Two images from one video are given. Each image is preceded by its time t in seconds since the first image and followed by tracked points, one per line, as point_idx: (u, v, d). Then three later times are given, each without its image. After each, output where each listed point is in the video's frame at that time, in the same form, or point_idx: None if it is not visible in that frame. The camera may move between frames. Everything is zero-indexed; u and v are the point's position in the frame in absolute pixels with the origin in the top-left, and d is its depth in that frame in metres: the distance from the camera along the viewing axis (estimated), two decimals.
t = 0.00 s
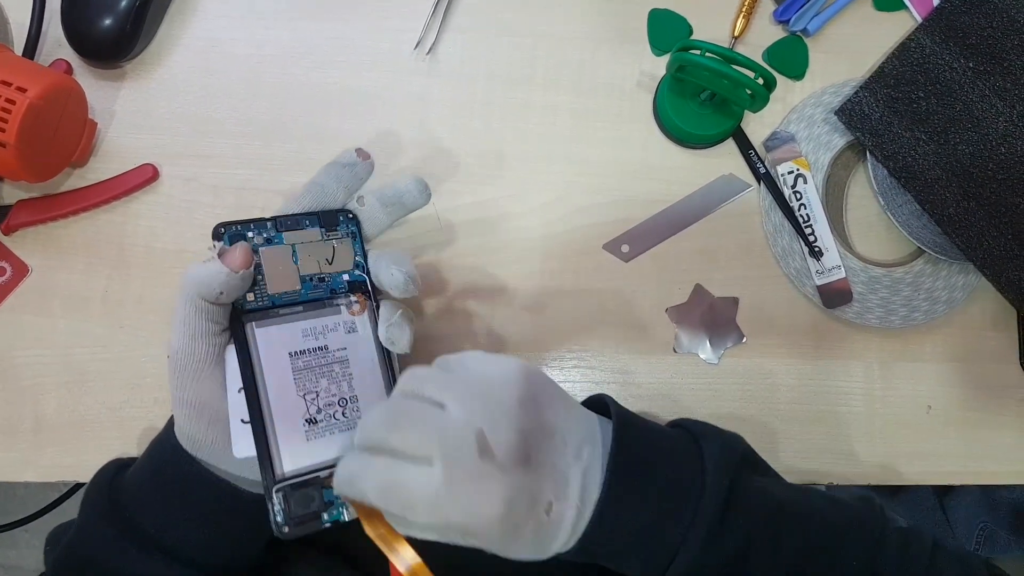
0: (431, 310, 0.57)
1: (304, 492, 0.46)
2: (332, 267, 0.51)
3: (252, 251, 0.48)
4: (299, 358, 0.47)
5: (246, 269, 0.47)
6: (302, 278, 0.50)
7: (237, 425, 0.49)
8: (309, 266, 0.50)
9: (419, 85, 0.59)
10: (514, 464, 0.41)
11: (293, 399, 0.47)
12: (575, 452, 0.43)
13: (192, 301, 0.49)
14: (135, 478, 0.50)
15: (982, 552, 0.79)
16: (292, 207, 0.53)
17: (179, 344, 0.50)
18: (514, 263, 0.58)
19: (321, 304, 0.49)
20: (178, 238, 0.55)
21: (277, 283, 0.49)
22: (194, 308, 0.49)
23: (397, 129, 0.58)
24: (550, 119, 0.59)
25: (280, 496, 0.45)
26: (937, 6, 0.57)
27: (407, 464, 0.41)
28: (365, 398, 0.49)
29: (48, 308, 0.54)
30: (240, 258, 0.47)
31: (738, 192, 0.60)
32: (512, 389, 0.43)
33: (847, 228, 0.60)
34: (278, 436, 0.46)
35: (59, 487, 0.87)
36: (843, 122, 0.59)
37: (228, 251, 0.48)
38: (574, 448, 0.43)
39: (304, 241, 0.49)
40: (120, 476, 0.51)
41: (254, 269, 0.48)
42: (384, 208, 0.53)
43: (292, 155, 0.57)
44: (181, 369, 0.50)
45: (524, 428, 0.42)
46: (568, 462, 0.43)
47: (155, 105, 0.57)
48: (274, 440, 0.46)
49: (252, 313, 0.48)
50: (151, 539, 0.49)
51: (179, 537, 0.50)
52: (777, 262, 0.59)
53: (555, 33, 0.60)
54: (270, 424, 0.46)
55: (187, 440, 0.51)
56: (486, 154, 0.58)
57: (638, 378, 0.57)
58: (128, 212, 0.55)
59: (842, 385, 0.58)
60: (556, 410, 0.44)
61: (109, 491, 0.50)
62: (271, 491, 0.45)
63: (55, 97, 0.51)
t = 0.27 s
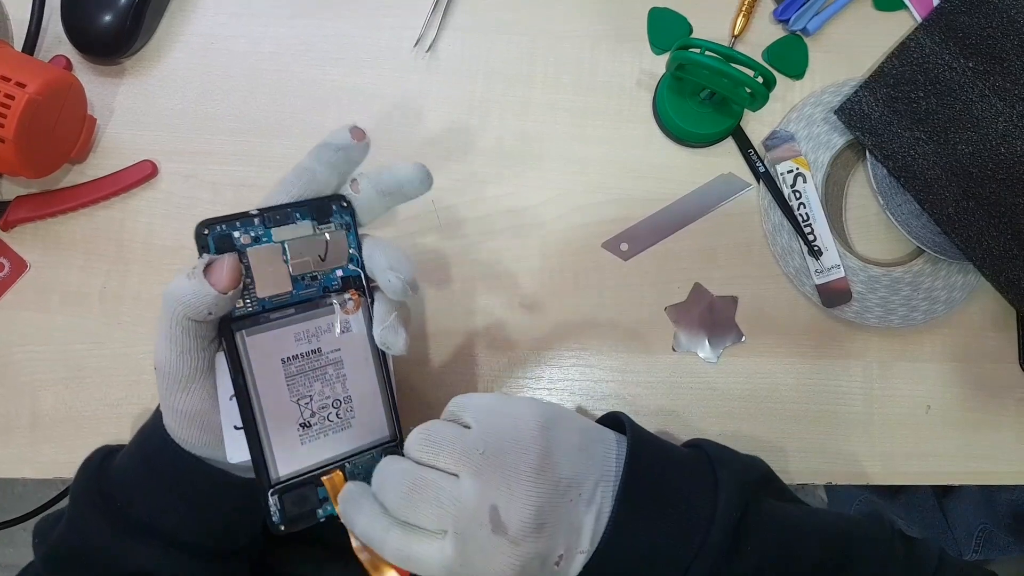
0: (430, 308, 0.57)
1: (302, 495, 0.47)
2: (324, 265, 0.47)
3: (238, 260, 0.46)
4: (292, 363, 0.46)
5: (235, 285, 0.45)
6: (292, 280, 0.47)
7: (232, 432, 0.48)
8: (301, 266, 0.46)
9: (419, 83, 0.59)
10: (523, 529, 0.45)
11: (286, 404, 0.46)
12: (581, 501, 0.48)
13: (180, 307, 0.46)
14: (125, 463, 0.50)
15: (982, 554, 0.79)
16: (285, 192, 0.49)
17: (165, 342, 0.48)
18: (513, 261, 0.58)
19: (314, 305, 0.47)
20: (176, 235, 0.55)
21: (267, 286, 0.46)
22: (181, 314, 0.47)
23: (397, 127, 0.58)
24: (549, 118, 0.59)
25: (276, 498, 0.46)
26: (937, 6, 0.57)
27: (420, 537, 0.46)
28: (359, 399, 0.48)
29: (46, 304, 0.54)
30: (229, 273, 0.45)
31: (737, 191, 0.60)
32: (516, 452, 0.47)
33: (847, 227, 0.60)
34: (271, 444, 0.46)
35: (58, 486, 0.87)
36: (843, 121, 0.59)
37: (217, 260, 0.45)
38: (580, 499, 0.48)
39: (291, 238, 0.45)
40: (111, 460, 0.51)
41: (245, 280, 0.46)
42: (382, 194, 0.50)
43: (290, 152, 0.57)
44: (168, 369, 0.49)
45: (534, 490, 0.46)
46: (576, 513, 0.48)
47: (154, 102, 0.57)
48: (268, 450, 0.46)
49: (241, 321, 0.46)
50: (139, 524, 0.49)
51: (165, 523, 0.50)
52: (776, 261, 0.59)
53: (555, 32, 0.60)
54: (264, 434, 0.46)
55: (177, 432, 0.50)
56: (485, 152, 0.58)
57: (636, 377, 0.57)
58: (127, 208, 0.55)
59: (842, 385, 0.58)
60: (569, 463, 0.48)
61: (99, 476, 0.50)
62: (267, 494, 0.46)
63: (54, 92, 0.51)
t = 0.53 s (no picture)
0: (429, 306, 0.57)
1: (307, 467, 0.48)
2: (316, 242, 0.46)
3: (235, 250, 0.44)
4: (289, 343, 0.45)
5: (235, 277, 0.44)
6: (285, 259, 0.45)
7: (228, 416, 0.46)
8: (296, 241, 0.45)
9: (419, 82, 0.58)
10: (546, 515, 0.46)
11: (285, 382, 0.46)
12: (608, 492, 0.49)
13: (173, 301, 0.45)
14: (106, 443, 0.49)
15: (981, 557, 0.79)
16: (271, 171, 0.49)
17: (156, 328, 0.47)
18: (512, 261, 0.58)
19: (308, 284, 0.46)
20: (175, 232, 0.55)
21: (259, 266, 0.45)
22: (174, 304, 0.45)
23: (397, 125, 0.58)
24: (549, 118, 0.59)
25: (278, 473, 0.46)
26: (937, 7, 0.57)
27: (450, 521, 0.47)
28: (354, 371, 0.48)
29: (45, 301, 0.54)
30: (228, 267, 0.43)
31: (737, 191, 0.60)
32: (543, 441, 0.48)
33: (847, 228, 0.60)
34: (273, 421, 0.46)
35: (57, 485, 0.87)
36: (843, 121, 0.60)
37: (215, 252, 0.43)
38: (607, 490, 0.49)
39: (282, 215, 0.44)
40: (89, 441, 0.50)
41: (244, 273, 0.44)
42: (373, 167, 0.50)
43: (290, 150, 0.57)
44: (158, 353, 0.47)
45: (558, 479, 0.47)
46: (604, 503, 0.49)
47: (154, 100, 0.57)
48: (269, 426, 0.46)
49: (236, 305, 0.44)
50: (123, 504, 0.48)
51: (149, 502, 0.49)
52: (775, 262, 0.59)
53: (555, 31, 0.60)
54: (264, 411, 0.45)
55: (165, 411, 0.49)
56: (484, 151, 0.58)
57: (635, 377, 0.57)
58: (126, 206, 0.55)
59: (841, 386, 0.58)
60: (595, 455, 0.48)
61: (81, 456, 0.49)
62: (270, 470, 0.46)
63: (54, 89, 0.51)
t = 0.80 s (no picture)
0: (429, 306, 0.57)
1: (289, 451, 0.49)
2: (326, 236, 0.46)
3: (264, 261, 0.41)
4: (294, 338, 0.45)
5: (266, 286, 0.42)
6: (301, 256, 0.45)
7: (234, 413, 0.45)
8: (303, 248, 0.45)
9: (420, 82, 0.59)
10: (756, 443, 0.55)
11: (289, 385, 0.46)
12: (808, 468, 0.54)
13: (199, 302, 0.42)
14: (81, 436, 0.49)
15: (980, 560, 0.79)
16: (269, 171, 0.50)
17: (171, 316, 0.44)
18: (512, 261, 0.58)
19: (316, 282, 0.46)
20: (176, 232, 0.55)
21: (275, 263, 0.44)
22: (195, 301, 0.42)
23: (398, 125, 0.58)
24: (550, 118, 0.59)
25: (274, 460, 0.47)
26: (939, 9, 0.57)
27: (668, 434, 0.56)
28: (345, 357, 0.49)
29: (45, 300, 0.54)
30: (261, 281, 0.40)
31: (738, 192, 0.60)
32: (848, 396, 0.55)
33: (847, 230, 0.60)
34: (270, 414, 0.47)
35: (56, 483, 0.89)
36: (843, 123, 0.60)
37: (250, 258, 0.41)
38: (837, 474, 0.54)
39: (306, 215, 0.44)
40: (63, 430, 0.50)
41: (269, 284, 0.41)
42: (382, 162, 0.53)
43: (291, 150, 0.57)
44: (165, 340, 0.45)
45: (715, 426, 0.55)
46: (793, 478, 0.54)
47: (155, 99, 0.57)
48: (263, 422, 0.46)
49: (260, 310, 0.42)
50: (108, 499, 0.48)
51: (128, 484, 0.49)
52: (775, 263, 0.59)
53: (556, 32, 0.60)
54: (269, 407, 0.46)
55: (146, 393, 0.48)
56: (485, 151, 0.58)
57: (635, 378, 0.57)
58: (127, 205, 0.55)
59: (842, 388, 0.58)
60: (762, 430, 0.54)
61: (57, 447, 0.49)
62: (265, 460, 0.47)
63: (54, 87, 0.51)
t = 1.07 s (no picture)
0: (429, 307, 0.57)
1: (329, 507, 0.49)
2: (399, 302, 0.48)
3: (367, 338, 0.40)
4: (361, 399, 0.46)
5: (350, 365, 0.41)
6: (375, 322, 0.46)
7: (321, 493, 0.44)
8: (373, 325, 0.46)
9: (420, 83, 0.59)
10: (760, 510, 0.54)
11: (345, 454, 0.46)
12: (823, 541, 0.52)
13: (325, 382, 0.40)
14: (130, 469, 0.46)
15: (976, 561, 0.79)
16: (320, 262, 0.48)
17: (276, 389, 0.42)
18: (512, 262, 0.58)
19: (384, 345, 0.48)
20: (175, 232, 0.55)
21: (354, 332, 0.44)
22: (296, 377, 0.40)
23: (398, 126, 0.58)
24: (550, 119, 0.59)
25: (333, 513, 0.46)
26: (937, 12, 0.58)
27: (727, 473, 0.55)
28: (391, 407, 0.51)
29: (45, 299, 0.54)
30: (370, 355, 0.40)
31: (737, 194, 0.60)
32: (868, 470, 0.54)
33: (846, 231, 0.60)
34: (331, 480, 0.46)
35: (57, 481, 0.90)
36: (842, 124, 0.59)
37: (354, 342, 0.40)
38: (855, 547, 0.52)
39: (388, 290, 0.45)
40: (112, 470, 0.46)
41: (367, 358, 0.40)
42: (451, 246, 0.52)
43: (291, 150, 0.57)
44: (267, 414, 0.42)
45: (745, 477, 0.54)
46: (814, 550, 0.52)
47: (155, 99, 0.57)
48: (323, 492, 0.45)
49: (349, 392, 0.41)
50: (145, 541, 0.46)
51: (175, 535, 0.46)
52: (774, 264, 0.59)
53: (556, 32, 0.60)
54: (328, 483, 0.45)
55: (211, 454, 0.45)
56: (485, 152, 0.58)
57: (634, 379, 0.57)
58: (127, 205, 0.55)
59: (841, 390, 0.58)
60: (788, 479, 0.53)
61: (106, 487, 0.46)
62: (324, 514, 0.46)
63: (54, 88, 0.51)
